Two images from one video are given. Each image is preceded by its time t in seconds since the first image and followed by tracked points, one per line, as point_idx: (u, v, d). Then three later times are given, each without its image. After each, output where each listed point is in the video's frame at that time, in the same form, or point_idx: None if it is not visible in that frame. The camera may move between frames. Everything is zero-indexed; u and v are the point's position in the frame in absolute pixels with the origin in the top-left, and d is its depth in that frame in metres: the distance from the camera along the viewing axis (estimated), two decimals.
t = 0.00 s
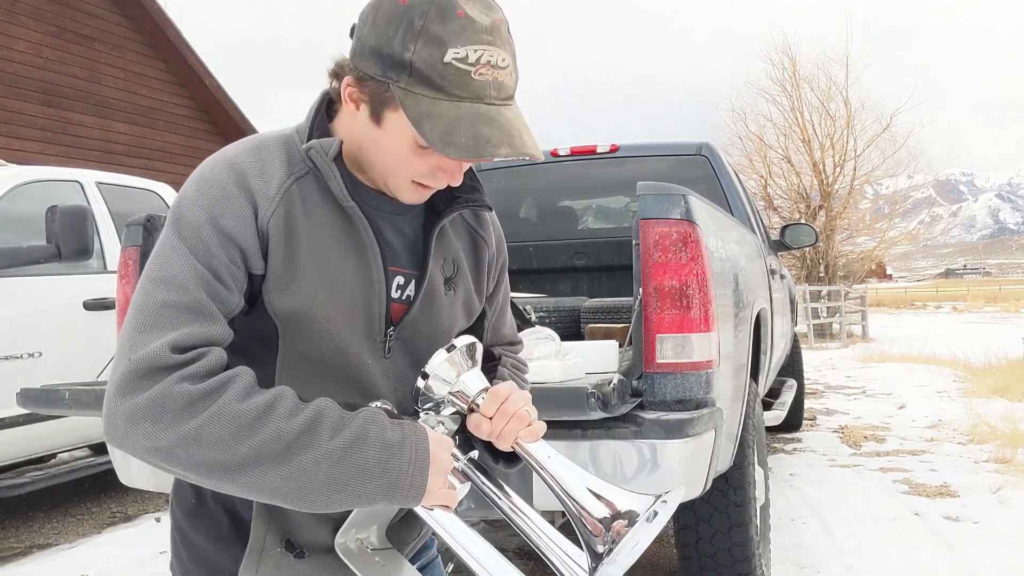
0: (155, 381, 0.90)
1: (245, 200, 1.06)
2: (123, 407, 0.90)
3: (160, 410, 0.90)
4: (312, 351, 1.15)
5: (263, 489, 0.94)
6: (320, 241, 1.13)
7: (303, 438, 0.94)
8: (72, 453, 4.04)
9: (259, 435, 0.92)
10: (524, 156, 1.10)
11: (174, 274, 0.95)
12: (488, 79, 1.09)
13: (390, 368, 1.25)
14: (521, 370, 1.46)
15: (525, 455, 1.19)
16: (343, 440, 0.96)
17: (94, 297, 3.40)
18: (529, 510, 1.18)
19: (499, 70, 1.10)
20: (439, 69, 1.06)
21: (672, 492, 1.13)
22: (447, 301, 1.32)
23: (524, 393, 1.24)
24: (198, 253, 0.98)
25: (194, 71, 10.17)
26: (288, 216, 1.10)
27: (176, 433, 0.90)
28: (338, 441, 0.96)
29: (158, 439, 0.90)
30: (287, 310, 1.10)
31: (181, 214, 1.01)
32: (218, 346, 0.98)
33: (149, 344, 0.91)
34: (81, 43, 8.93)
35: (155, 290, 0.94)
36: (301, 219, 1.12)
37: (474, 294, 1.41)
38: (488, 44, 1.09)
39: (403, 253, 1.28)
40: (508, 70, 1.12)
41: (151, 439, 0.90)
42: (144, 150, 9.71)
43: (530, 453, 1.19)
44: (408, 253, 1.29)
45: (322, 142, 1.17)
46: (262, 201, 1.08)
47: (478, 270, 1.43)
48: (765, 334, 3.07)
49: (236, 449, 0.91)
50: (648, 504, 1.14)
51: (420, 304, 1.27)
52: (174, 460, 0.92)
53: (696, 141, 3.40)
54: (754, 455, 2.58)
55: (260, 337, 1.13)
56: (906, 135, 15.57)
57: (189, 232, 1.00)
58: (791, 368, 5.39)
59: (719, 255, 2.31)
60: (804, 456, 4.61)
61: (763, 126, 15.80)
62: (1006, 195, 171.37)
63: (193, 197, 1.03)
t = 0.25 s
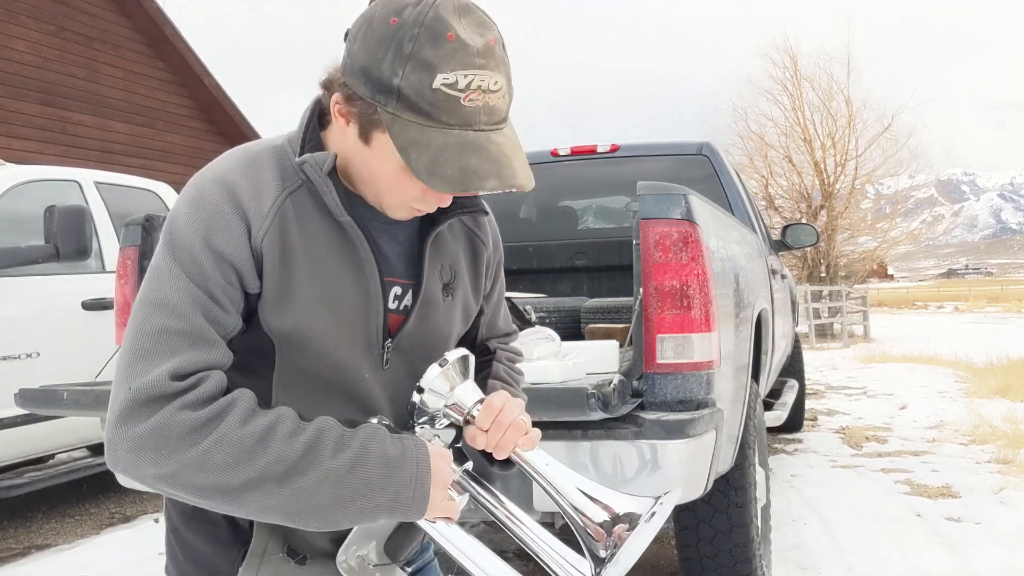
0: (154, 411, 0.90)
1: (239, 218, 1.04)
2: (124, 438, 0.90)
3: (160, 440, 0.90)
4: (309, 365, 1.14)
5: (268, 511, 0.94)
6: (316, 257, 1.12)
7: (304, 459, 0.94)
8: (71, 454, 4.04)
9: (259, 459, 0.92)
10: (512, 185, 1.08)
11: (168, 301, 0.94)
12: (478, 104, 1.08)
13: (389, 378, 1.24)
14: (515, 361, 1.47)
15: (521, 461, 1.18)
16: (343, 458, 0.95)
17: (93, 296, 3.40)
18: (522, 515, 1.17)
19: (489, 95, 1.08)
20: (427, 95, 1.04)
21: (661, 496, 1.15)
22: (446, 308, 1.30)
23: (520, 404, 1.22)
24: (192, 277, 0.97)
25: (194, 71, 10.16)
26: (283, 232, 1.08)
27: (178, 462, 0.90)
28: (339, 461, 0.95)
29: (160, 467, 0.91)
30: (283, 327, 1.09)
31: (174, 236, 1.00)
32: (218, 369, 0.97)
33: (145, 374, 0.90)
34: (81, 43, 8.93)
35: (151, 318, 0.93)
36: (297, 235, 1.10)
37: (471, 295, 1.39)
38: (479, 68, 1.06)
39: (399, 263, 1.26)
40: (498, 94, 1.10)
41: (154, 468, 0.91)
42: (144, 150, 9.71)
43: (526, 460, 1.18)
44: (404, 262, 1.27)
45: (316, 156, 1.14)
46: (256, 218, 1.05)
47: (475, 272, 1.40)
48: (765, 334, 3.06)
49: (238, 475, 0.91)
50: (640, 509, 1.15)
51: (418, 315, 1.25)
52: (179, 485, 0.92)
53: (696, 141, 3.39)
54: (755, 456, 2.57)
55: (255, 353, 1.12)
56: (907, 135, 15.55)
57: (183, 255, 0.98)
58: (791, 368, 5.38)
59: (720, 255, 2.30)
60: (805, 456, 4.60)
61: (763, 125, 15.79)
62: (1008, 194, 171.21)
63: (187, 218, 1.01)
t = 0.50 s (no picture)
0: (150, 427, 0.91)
1: (235, 231, 1.04)
2: (120, 455, 0.91)
3: (157, 456, 0.90)
4: (309, 373, 1.14)
5: (264, 521, 0.96)
6: (314, 267, 1.13)
7: (302, 468, 0.95)
8: (72, 453, 4.04)
9: (258, 470, 0.93)
10: (507, 200, 1.08)
11: (164, 316, 0.94)
12: (472, 117, 1.07)
13: (387, 385, 1.25)
14: (513, 361, 1.49)
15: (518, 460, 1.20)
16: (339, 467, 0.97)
17: (94, 297, 3.40)
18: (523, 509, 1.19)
19: (483, 108, 1.07)
20: (419, 110, 1.04)
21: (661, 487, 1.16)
22: (442, 312, 1.31)
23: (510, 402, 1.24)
24: (188, 291, 0.97)
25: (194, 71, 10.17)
26: (280, 243, 1.09)
27: (175, 476, 0.91)
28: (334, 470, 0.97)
29: (157, 482, 0.91)
30: (281, 337, 1.10)
31: (169, 249, 0.99)
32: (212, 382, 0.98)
33: (141, 391, 0.91)
34: (82, 43, 8.93)
35: (146, 333, 0.93)
36: (294, 245, 1.11)
37: (466, 299, 1.40)
38: (472, 81, 1.06)
39: (397, 269, 1.27)
40: (492, 106, 1.09)
41: (150, 483, 0.91)
42: (144, 151, 9.72)
43: (523, 458, 1.20)
44: (401, 268, 1.27)
45: (313, 166, 1.15)
46: (252, 230, 1.06)
47: (470, 276, 1.41)
48: (765, 334, 3.07)
49: (236, 487, 0.93)
50: (640, 500, 1.16)
51: (415, 321, 1.26)
52: (175, 498, 0.93)
53: (696, 141, 3.40)
54: (754, 455, 2.58)
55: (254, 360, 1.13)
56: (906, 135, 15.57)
57: (179, 269, 0.98)
58: (791, 368, 5.39)
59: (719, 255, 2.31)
60: (804, 455, 4.61)
61: (763, 126, 15.80)
62: (1006, 195, 171.36)
63: (182, 231, 1.01)
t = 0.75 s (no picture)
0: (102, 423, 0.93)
1: (216, 228, 1.05)
2: (81, 447, 0.94)
3: (106, 451, 0.93)
4: (302, 368, 1.15)
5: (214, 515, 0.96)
6: (306, 262, 1.13)
7: (225, 474, 0.92)
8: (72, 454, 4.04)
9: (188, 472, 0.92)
10: (495, 166, 1.07)
11: (126, 315, 0.96)
12: (458, 83, 1.07)
13: (384, 381, 1.25)
14: (515, 357, 1.48)
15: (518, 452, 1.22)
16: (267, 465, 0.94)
17: (94, 297, 3.40)
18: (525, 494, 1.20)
19: (469, 75, 1.08)
20: (404, 75, 1.05)
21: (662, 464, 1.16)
22: (438, 309, 1.31)
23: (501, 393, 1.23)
24: (157, 291, 0.98)
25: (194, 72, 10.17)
26: (266, 241, 1.09)
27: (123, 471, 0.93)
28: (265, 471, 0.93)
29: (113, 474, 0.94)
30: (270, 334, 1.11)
31: (147, 246, 1.01)
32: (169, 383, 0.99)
33: (98, 388, 0.94)
34: (81, 43, 8.93)
35: (111, 331, 0.96)
36: (283, 242, 1.11)
37: (462, 294, 1.40)
38: (456, 46, 1.07)
39: (392, 265, 1.27)
40: (479, 76, 1.10)
41: (110, 474, 0.95)
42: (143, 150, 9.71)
43: (520, 448, 1.22)
44: (396, 264, 1.28)
45: (308, 160, 1.14)
46: (235, 228, 1.06)
47: (466, 272, 1.41)
48: (765, 334, 3.08)
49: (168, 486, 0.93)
50: (641, 479, 1.17)
51: (410, 317, 1.26)
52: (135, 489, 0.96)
53: (696, 142, 3.40)
54: (755, 455, 2.58)
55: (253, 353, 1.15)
56: (906, 135, 15.57)
57: (147, 267, 0.99)
58: (790, 368, 5.39)
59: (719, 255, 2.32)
60: (804, 456, 4.61)
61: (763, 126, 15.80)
62: (1006, 195, 171.38)
63: (160, 228, 1.03)
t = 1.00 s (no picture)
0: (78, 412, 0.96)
1: (200, 222, 1.06)
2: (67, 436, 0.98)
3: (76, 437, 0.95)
4: (295, 365, 1.14)
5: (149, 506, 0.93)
6: (296, 255, 1.12)
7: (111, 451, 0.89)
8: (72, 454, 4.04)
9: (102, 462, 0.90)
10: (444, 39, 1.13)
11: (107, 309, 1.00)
12: None
13: (381, 380, 1.23)
14: (514, 355, 1.48)
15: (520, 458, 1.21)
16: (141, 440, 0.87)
17: (94, 297, 3.40)
18: (532, 499, 1.23)
19: None
20: None
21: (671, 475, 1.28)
22: (436, 304, 1.30)
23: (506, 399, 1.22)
24: (137, 286, 1.01)
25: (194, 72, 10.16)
26: (252, 236, 1.10)
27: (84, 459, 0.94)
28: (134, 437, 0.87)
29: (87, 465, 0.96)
30: (258, 329, 1.11)
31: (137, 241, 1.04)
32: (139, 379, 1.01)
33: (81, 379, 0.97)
34: (81, 43, 8.92)
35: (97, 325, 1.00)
36: (268, 236, 1.11)
37: (463, 291, 1.39)
38: None
39: (388, 259, 1.27)
40: None
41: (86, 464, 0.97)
42: (143, 150, 9.72)
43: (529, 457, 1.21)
44: (393, 259, 1.27)
45: (300, 151, 1.16)
46: (218, 223, 1.07)
47: (467, 267, 1.41)
48: (765, 334, 3.08)
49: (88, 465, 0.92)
50: (654, 486, 1.27)
51: (407, 313, 1.25)
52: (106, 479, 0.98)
53: (696, 141, 3.40)
54: (755, 455, 2.58)
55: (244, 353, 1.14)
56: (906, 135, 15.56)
57: (132, 263, 1.02)
58: (790, 368, 5.39)
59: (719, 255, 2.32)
60: (804, 455, 4.61)
61: (763, 126, 15.80)
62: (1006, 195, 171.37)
63: (148, 222, 1.06)
